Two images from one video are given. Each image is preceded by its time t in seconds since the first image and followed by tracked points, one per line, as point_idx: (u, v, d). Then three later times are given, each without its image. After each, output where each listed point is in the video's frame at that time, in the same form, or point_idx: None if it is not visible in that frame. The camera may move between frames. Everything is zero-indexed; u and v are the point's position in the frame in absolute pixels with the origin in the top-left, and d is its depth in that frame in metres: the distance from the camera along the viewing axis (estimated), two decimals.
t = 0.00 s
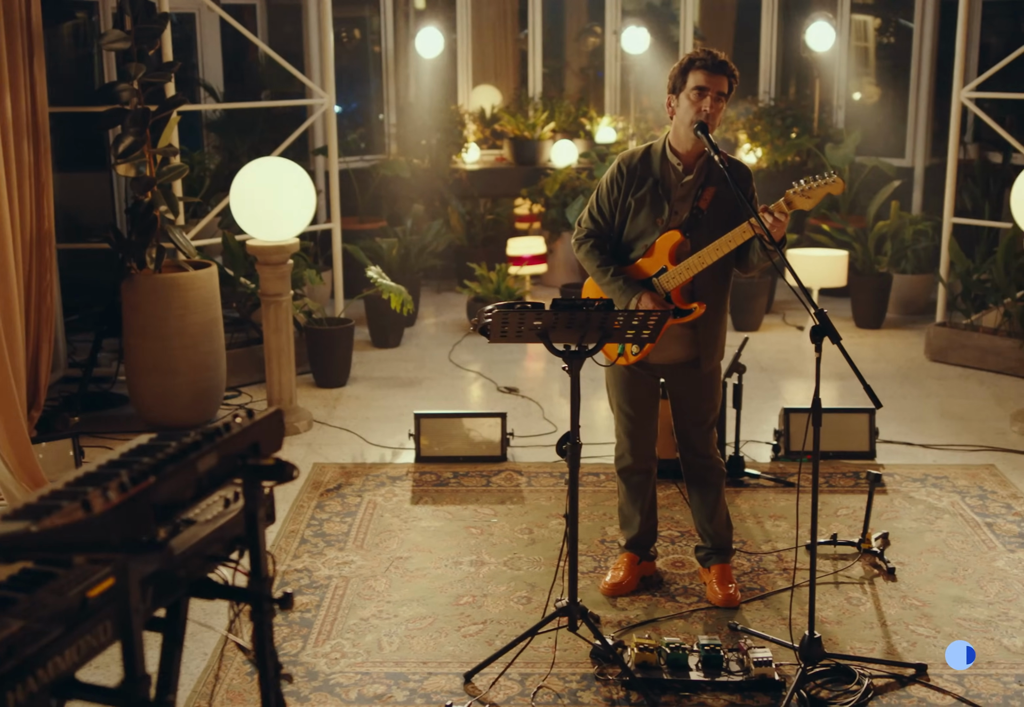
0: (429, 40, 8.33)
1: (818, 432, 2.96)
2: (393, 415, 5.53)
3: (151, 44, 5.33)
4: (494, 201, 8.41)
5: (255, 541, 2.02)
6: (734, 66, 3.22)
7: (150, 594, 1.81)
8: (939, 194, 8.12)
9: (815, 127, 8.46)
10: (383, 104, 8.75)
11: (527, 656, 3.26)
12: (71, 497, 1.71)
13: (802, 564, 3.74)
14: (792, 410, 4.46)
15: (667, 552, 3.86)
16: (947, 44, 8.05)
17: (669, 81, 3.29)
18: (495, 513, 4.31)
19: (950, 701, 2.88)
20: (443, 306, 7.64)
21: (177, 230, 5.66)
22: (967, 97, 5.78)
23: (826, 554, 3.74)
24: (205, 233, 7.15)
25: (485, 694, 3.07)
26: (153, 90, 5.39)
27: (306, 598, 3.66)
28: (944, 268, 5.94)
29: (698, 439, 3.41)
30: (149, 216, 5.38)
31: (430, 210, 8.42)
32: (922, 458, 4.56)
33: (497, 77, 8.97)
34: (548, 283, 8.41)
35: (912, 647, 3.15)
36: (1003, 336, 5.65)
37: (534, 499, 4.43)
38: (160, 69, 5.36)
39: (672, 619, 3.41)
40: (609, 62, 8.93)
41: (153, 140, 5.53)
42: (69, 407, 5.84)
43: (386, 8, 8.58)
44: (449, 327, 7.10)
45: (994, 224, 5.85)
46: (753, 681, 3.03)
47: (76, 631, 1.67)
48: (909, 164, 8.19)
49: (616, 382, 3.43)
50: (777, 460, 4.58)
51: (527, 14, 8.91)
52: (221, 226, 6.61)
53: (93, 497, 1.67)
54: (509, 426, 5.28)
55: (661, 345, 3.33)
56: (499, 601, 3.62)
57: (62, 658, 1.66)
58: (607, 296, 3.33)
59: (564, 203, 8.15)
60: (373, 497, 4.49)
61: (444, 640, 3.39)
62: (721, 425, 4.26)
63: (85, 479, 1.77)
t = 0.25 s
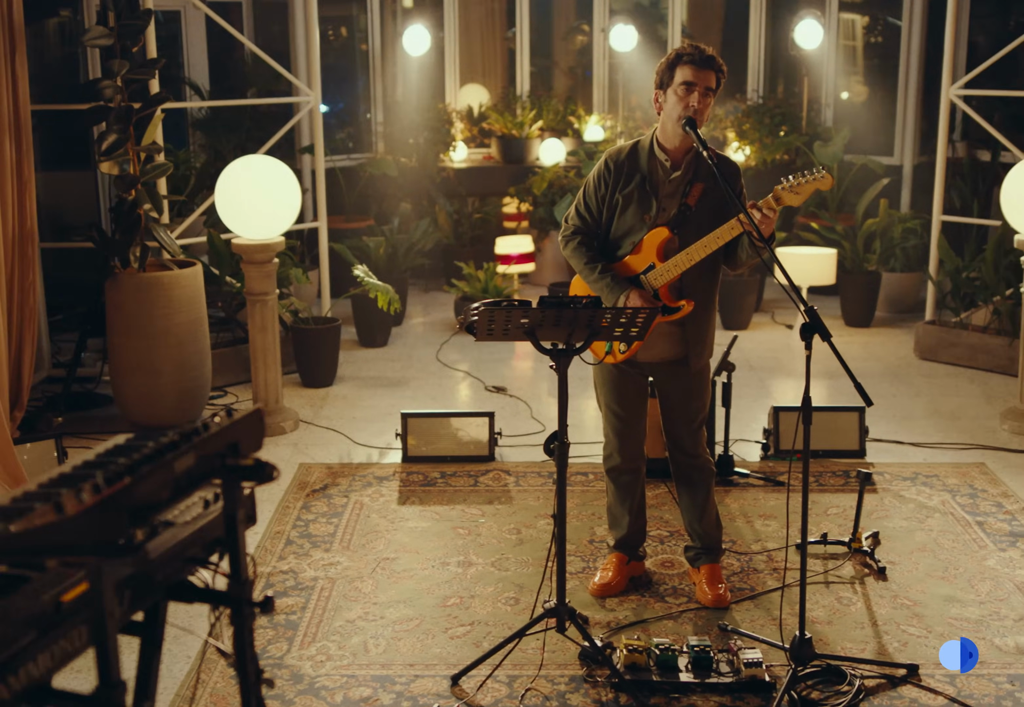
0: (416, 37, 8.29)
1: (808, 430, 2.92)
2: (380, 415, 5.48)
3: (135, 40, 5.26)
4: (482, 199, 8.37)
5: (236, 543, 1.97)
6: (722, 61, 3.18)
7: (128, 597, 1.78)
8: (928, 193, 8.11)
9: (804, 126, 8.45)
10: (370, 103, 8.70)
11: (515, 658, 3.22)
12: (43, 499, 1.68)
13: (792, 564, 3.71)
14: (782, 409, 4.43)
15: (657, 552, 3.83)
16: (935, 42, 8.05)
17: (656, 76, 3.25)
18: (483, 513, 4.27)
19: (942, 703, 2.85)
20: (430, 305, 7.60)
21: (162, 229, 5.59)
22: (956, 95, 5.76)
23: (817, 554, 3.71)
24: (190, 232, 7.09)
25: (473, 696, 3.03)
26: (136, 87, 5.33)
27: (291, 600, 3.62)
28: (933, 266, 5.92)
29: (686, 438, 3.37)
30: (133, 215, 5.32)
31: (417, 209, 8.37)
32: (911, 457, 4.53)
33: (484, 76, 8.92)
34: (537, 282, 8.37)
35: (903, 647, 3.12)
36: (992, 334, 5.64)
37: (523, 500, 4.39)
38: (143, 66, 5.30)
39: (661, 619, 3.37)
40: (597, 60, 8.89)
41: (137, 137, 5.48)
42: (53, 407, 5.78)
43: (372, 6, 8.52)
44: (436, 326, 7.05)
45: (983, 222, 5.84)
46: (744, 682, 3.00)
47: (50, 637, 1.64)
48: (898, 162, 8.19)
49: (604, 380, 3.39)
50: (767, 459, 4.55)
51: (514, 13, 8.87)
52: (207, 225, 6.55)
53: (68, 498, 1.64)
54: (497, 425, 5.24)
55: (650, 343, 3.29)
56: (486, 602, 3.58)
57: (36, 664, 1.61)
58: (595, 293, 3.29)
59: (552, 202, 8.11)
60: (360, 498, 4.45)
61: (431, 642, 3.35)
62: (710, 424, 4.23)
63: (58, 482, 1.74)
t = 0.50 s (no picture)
0: (407, 38, 8.25)
1: (802, 432, 2.89)
2: (371, 417, 5.44)
3: (122, 39, 5.21)
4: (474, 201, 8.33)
5: (219, 549, 1.95)
6: (714, 59, 3.15)
7: (107, 606, 1.76)
8: (921, 194, 8.10)
9: (796, 127, 8.43)
10: (361, 104, 8.65)
11: (506, 663, 3.18)
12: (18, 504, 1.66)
13: (786, 568, 3.67)
14: (775, 411, 4.40)
15: (649, 556, 3.79)
16: (927, 43, 8.07)
17: (647, 75, 3.22)
18: (474, 516, 4.23)
19: None
20: (422, 307, 7.56)
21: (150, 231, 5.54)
22: (950, 95, 5.74)
23: (811, 557, 3.68)
24: (179, 234, 7.04)
25: (463, 703, 2.99)
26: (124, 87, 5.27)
27: (280, 605, 3.57)
28: (926, 267, 5.90)
29: (679, 439, 3.33)
30: (120, 215, 5.26)
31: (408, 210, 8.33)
32: (906, 459, 4.50)
33: (476, 77, 8.89)
34: (529, 284, 8.34)
35: (899, 651, 3.08)
36: (986, 335, 5.62)
37: (514, 503, 4.35)
38: (131, 65, 5.25)
39: (654, 624, 3.33)
40: (589, 62, 8.87)
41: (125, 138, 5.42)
42: (40, 410, 5.72)
43: (364, 7, 8.48)
44: (427, 328, 7.01)
45: (976, 223, 5.82)
46: (738, 687, 2.96)
47: (26, 645, 1.61)
48: (890, 163, 8.18)
49: (596, 382, 3.35)
50: (760, 461, 4.52)
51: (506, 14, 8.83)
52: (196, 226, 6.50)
53: (45, 504, 1.63)
54: (488, 428, 5.21)
55: (642, 345, 3.25)
56: (477, 607, 3.54)
57: (11, 674, 1.59)
58: (587, 294, 3.26)
59: (544, 203, 8.08)
60: (350, 501, 4.40)
61: (421, 647, 3.31)
62: (702, 427, 4.20)
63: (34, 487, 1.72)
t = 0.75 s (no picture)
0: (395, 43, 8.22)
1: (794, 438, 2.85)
2: (358, 424, 5.39)
3: (106, 42, 5.15)
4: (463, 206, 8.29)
5: (197, 559, 1.95)
6: (703, 60, 3.12)
7: (82, 618, 1.73)
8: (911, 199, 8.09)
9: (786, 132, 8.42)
10: (349, 109, 8.61)
11: (495, 673, 3.13)
12: None
13: (778, 575, 3.64)
14: (767, 416, 4.36)
15: (640, 563, 3.75)
16: (916, 48, 8.07)
17: (636, 76, 3.18)
18: (463, 524, 4.18)
19: None
20: (410, 312, 7.52)
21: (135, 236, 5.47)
22: (939, 99, 5.72)
23: (803, 564, 3.64)
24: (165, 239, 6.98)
25: None
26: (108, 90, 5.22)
27: (265, 614, 3.52)
28: (917, 272, 5.88)
29: (670, 445, 3.30)
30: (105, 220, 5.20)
31: (397, 216, 8.29)
32: (898, 465, 4.47)
33: (465, 82, 8.86)
34: (518, 290, 8.30)
35: (892, 659, 3.05)
36: (977, 339, 5.60)
37: (503, 510, 4.31)
38: (116, 69, 5.19)
39: (645, 632, 3.29)
40: (578, 66, 8.84)
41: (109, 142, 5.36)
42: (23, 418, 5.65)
43: (352, 12, 8.44)
44: (416, 334, 6.97)
45: (967, 227, 5.80)
46: (730, 695, 2.92)
47: None
48: (880, 167, 8.18)
49: (585, 387, 3.31)
50: (751, 467, 4.48)
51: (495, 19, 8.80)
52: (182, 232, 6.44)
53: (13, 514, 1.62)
54: (477, 434, 5.16)
55: (631, 349, 3.21)
56: (466, 616, 3.49)
57: None
58: (575, 298, 3.22)
59: (534, 208, 8.04)
60: (337, 509, 4.35)
61: (409, 657, 3.26)
62: (693, 432, 4.16)
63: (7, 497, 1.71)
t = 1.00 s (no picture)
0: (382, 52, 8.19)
1: (784, 448, 2.82)
2: (344, 435, 5.34)
3: (90, 50, 5.11)
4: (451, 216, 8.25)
5: (173, 572, 1.98)
6: (692, 67, 3.09)
7: (55, 634, 1.77)
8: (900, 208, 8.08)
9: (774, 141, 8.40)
10: (336, 118, 8.57)
11: (482, 687, 3.09)
12: None
13: (769, 586, 3.60)
14: (756, 426, 4.33)
15: (629, 575, 3.71)
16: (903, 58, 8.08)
17: (624, 83, 3.15)
18: (450, 536, 4.14)
19: None
20: (398, 322, 7.47)
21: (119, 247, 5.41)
22: (927, 108, 5.72)
23: (794, 576, 3.60)
24: (150, 249, 6.93)
25: None
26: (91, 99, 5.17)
27: (249, 628, 3.47)
28: (905, 281, 5.87)
29: (659, 456, 3.26)
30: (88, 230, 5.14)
31: (384, 225, 8.25)
32: (888, 474, 4.44)
33: (453, 92, 8.83)
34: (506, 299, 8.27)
35: (884, 672, 3.01)
36: (966, 348, 5.58)
37: (491, 521, 4.26)
38: (99, 77, 5.15)
39: (634, 645, 3.25)
40: (566, 76, 8.82)
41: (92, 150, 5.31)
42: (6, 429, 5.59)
43: (338, 21, 8.40)
44: (403, 344, 6.93)
45: (955, 236, 5.79)
46: None
47: None
48: (869, 177, 8.19)
49: (572, 397, 3.28)
50: (740, 478, 4.45)
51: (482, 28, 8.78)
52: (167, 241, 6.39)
53: None
54: (464, 445, 5.12)
55: (620, 359, 3.18)
56: (453, 629, 3.44)
57: None
58: (563, 307, 3.18)
59: (522, 217, 8.01)
60: (322, 521, 4.30)
61: (395, 671, 3.21)
62: (682, 443, 4.13)
63: None
